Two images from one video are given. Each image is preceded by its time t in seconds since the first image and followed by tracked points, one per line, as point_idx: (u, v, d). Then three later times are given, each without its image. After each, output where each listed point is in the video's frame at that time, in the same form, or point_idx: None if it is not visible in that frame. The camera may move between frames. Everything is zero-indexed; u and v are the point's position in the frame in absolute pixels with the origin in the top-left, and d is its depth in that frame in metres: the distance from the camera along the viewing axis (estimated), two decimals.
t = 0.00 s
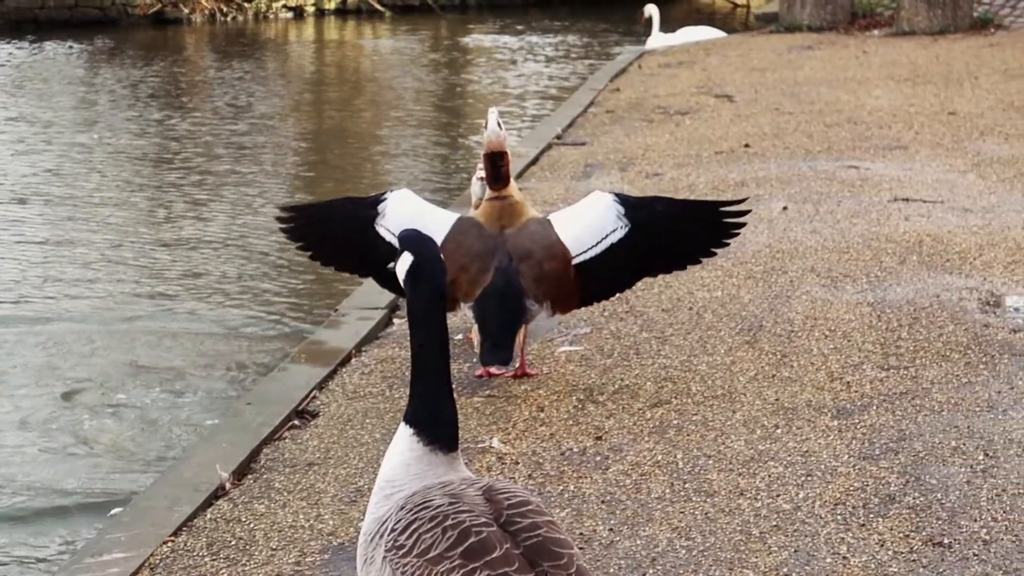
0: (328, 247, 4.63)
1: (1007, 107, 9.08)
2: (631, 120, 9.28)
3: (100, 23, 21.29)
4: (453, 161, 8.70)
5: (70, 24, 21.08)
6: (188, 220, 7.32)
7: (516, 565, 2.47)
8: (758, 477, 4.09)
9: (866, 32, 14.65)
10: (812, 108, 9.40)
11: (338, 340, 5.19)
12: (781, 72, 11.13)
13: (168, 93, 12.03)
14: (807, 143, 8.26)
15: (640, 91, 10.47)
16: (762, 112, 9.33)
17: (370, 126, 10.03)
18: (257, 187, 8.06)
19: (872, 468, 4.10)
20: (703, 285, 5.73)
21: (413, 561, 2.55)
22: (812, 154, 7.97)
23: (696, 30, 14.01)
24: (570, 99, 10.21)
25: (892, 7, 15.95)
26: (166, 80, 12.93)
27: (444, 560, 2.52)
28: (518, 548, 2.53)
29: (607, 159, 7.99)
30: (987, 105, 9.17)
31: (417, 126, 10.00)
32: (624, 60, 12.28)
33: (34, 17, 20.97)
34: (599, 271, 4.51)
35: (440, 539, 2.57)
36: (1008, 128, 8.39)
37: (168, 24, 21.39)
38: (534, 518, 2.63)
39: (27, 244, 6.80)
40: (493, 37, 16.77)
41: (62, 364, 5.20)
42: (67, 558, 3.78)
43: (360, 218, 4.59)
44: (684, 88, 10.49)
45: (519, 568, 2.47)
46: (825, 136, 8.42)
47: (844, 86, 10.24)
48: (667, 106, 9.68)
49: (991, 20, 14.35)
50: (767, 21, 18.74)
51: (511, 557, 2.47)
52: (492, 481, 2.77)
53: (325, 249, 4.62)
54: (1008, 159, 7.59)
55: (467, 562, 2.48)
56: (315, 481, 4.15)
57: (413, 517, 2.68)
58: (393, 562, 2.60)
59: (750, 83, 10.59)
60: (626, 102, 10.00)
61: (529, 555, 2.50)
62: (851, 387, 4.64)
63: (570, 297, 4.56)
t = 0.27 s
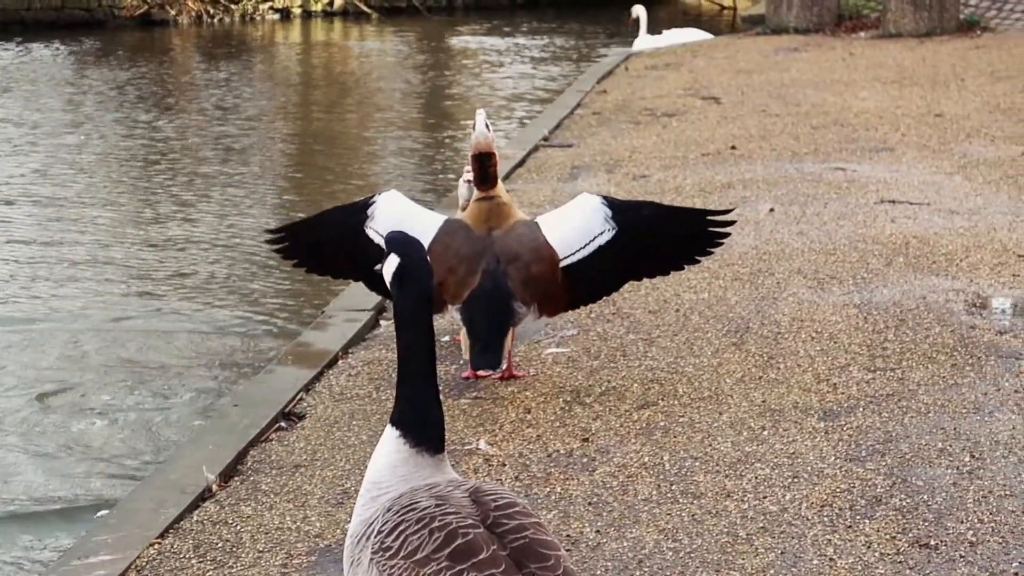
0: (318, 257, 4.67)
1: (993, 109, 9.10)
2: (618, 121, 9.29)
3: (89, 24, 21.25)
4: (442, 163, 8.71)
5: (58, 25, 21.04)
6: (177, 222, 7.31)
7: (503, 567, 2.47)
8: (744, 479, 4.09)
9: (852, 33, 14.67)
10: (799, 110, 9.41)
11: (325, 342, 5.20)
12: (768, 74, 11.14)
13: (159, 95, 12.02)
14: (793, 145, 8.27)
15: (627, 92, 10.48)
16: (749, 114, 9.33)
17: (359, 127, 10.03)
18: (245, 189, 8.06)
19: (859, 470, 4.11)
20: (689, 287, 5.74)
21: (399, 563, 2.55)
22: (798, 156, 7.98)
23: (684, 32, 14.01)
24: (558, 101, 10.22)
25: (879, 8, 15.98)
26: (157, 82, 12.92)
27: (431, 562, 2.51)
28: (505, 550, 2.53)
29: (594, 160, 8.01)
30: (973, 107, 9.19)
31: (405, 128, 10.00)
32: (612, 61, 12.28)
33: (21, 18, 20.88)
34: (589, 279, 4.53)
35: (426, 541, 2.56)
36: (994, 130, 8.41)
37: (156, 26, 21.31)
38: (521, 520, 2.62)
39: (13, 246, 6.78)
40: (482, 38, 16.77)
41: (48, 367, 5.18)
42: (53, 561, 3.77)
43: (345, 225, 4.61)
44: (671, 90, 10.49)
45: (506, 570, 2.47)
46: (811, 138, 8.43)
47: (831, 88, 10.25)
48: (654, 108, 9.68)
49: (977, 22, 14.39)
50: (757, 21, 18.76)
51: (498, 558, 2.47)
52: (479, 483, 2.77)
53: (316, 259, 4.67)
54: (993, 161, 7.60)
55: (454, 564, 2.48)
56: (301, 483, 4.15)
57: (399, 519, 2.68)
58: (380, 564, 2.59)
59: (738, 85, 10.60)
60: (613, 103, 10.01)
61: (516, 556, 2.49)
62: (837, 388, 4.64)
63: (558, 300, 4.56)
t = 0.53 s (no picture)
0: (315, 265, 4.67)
1: (983, 110, 9.12)
2: (610, 123, 9.29)
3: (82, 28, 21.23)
4: (435, 164, 8.71)
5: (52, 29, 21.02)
6: (170, 224, 7.30)
7: (494, 568, 2.46)
8: (736, 481, 4.09)
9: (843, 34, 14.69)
10: (791, 112, 9.41)
11: (316, 344, 5.20)
12: (760, 76, 11.14)
13: (154, 97, 12.01)
14: (784, 147, 8.28)
15: (619, 94, 10.49)
16: (740, 116, 9.34)
17: (352, 129, 10.03)
18: (238, 192, 8.05)
19: (850, 471, 4.11)
20: (680, 289, 5.74)
21: (391, 565, 2.54)
22: (789, 158, 7.98)
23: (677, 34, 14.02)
24: (550, 103, 10.23)
25: (870, 10, 16.00)
26: (152, 84, 12.91)
27: (422, 564, 2.51)
28: (496, 551, 2.52)
29: (585, 162, 8.02)
30: (964, 109, 9.20)
31: (398, 129, 10.01)
32: (604, 63, 12.29)
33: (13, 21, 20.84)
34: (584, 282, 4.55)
35: (418, 542, 2.56)
36: (985, 131, 8.42)
37: (148, 29, 21.29)
38: (512, 521, 2.62)
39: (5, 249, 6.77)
40: (475, 41, 16.77)
41: (40, 370, 5.18)
42: (44, 563, 3.76)
43: (337, 229, 4.61)
44: (663, 92, 10.50)
45: (497, 570, 2.46)
46: (802, 140, 8.44)
47: (822, 90, 10.26)
48: (646, 110, 9.69)
49: (968, 24, 14.43)
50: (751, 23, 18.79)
51: (489, 559, 2.46)
52: (470, 484, 2.76)
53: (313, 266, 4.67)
54: (984, 163, 7.61)
55: (445, 565, 2.47)
56: (293, 485, 4.15)
57: (390, 520, 2.67)
58: (371, 566, 2.58)
59: (729, 87, 10.60)
60: (604, 105, 10.01)
61: (508, 557, 2.49)
62: (829, 390, 4.64)
63: (549, 303, 4.56)
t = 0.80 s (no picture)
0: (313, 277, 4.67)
1: (977, 112, 9.13)
2: (604, 125, 9.30)
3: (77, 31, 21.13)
4: (430, 166, 8.71)
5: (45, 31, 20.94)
6: (165, 226, 7.30)
7: (488, 569, 2.46)
8: (730, 482, 4.09)
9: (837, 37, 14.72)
10: (785, 114, 9.42)
11: (311, 346, 5.20)
12: (753, 78, 11.15)
13: (149, 98, 12.00)
14: (778, 148, 8.29)
15: (613, 96, 10.49)
16: (735, 118, 9.35)
17: (347, 130, 10.03)
18: (233, 193, 8.05)
19: (845, 473, 4.11)
20: (675, 290, 5.74)
21: (385, 566, 2.53)
22: (783, 160, 7.99)
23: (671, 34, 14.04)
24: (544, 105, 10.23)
25: (862, 11, 16.03)
26: (147, 86, 12.90)
27: (416, 566, 2.50)
28: (490, 553, 2.51)
29: (579, 164, 8.03)
30: (957, 111, 9.21)
31: (394, 131, 10.01)
32: (598, 65, 12.29)
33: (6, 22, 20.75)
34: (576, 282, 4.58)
35: (412, 544, 2.55)
36: (978, 133, 8.43)
37: (142, 31, 21.26)
38: (506, 523, 2.61)
39: None
40: (470, 43, 16.77)
41: (34, 373, 5.17)
42: (38, 565, 3.75)
43: (330, 233, 4.61)
44: (658, 94, 10.51)
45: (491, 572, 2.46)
46: (797, 142, 8.44)
47: (816, 91, 10.27)
48: (640, 112, 9.70)
49: (962, 26, 14.45)
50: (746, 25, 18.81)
51: (483, 561, 2.45)
52: (464, 486, 2.76)
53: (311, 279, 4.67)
54: (978, 164, 7.62)
55: (439, 567, 2.46)
56: (287, 487, 4.14)
57: (384, 522, 2.66)
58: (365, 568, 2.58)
59: (723, 89, 10.61)
60: (598, 107, 10.02)
61: (502, 559, 2.48)
62: (824, 392, 4.65)
63: (544, 305, 4.57)
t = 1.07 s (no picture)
0: (310, 281, 4.65)
1: (972, 114, 9.14)
2: (600, 127, 9.31)
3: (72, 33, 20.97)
4: (426, 168, 8.72)
5: (40, 33, 20.82)
6: (161, 228, 7.30)
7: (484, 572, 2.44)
8: (726, 484, 4.10)
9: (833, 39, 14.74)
10: (780, 115, 9.43)
11: (307, 348, 5.21)
12: (749, 80, 11.16)
13: (145, 101, 11.99)
14: (773, 150, 8.29)
15: (609, 98, 10.50)
16: (730, 119, 9.36)
17: (343, 132, 10.04)
18: (229, 195, 8.06)
19: (840, 475, 4.11)
20: (671, 291, 5.75)
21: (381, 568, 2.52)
22: (778, 161, 8.00)
23: (667, 37, 14.07)
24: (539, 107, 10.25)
25: (857, 14, 16.05)
26: (144, 88, 12.89)
27: (412, 568, 2.49)
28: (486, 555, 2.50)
29: (574, 166, 8.04)
30: (953, 112, 9.22)
31: (390, 132, 10.02)
32: (594, 67, 12.30)
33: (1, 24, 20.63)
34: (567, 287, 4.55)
35: (408, 547, 2.53)
36: (973, 135, 8.44)
37: (137, 33, 21.23)
38: (502, 524, 2.60)
39: None
40: (466, 45, 16.78)
41: (30, 375, 5.18)
42: (34, 567, 3.76)
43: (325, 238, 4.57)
44: (654, 96, 10.51)
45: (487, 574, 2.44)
46: (792, 144, 8.45)
47: (811, 93, 10.28)
48: (636, 114, 9.70)
49: (956, 28, 14.48)
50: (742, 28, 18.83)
51: (479, 563, 2.44)
52: (460, 488, 2.75)
53: (308, 284, 4.64)
54: (972, 166, 7.63)
55: (435, 569, 2.45)
56: (283, 489, 4.15)
57: (380, 524, 2.65)
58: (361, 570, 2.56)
59: (719, 91, 10.62)
60: (594, 109, 10.03)
61: (497, 560, 2.46)
62: (820, 394, 4.65)
63: (539, 308, 4.56)
